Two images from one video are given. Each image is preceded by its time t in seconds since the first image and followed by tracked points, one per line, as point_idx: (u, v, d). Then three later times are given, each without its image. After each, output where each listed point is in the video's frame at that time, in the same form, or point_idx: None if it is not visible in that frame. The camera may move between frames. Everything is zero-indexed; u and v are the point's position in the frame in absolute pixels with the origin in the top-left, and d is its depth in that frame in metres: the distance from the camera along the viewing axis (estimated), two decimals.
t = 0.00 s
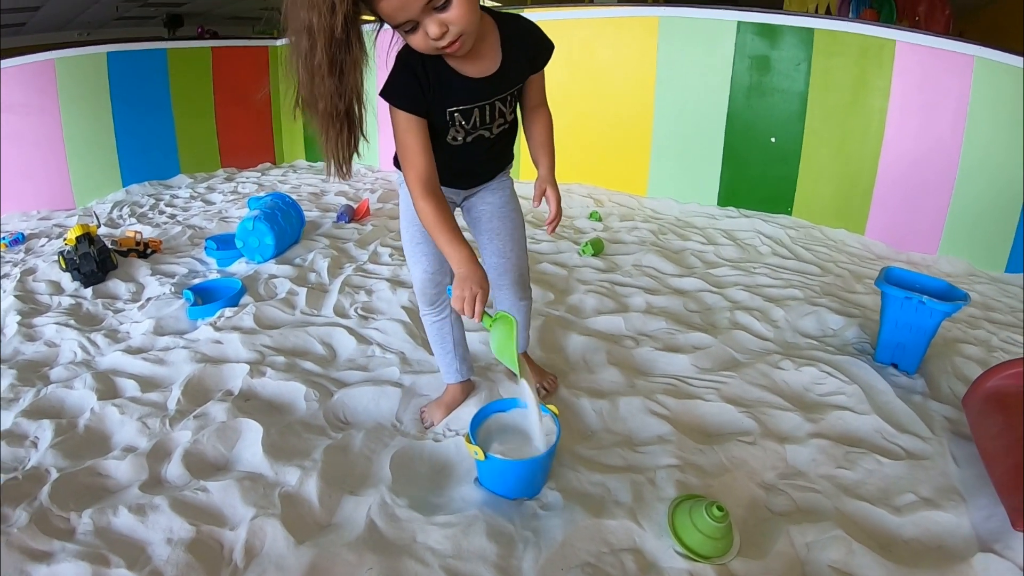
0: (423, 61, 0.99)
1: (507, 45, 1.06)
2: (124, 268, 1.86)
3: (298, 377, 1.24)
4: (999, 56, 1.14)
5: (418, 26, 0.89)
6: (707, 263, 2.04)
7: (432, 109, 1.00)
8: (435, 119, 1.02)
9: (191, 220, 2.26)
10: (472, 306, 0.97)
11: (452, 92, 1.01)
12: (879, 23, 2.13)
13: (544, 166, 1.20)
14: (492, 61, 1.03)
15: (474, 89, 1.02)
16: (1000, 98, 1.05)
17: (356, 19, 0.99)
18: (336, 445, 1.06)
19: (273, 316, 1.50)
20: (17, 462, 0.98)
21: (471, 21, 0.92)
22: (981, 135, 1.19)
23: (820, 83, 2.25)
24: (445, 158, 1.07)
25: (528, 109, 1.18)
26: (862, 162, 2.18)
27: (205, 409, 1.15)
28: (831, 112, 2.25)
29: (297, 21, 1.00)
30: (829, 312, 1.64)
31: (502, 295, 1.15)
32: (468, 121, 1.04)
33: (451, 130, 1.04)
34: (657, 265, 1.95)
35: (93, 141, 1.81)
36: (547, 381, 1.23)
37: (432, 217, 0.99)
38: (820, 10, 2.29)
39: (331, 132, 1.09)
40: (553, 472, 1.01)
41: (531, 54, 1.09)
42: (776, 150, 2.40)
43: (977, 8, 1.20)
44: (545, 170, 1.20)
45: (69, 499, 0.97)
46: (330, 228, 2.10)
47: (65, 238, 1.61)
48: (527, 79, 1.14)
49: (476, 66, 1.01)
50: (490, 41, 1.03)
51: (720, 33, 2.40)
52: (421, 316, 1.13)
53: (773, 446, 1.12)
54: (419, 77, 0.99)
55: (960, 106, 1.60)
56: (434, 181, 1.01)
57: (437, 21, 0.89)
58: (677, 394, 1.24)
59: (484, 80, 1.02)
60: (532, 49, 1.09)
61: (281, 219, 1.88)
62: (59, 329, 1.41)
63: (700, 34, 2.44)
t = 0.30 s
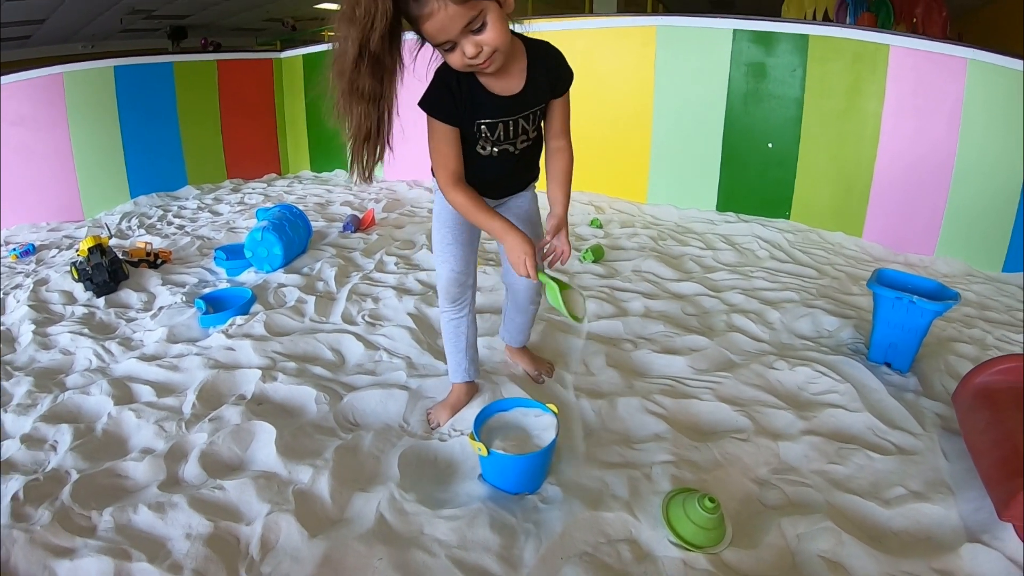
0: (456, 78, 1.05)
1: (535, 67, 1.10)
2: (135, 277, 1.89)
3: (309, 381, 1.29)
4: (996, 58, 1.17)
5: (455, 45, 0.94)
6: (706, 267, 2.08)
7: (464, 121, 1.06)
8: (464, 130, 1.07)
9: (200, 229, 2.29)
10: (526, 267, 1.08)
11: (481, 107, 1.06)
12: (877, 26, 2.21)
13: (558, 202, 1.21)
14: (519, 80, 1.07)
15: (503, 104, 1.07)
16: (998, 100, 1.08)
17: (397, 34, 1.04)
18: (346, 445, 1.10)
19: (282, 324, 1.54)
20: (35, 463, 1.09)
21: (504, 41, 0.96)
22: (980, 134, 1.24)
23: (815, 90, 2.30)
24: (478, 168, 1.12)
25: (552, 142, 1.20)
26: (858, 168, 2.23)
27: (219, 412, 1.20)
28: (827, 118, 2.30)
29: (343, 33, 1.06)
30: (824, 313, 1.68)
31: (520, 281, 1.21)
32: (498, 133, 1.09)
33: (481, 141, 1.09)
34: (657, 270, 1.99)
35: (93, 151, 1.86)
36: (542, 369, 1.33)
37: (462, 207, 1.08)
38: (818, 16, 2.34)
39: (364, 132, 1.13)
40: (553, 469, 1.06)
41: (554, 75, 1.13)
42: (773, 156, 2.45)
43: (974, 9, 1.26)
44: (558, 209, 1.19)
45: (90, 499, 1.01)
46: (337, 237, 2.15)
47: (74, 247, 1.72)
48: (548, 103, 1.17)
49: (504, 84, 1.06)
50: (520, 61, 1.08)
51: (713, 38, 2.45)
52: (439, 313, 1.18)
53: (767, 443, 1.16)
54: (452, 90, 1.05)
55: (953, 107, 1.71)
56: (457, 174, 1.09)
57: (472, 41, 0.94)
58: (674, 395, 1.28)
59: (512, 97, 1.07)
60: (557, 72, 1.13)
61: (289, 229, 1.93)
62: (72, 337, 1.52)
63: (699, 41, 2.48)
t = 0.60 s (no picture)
0: (489, 96, 1.14)
1: (564, 95, 1.15)
2: (140, 283, 1.90)
3: (313, 384, 1.31)
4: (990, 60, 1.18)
5: (481, 55, 1.03)
6: (705, 270, 2.09)
7: (489, 135, 1.15)
8: (490, 144, 1.17)
9: (203, 236, 2.32)
10: (554, 256, 1.16)
11: (506, 127, 1.15)
12: (876, 29, 2.13)
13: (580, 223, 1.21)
14: (547, 104, 1.14)
15: (526, 127, 1.14)
16: (991, 102, 1.10)
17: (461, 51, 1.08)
18: (350, 446, 1.12)
19: (286, 328, 1.57)
20: (43, 464, 1.11)
21: (528, 60, 1.05)
22: (972, 135, 1.28)
23: (813, 93, 2.32)
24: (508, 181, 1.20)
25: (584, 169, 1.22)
26: (854, 172, 2.14)
27: (224, 414, 1.22)
28: (824, 121, 2.30)
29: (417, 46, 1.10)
30: (822, 315, 1.69)
31: (537, 283, 1.25)
32: (521, 152, 1.17)
33: (506, 157, 1.18)
34: (656, 273, 2.01)
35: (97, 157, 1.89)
36: (543, 373, 1.35)
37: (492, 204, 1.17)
38: (818, 19, 2.33)
39: (438, 129, 1.15)
40: (553, 467, 1.08)
41: (584, 100, 1.16)
42: (771, 159, 2.48)
43: (970, 12, 1.30)
44: (577, 235, 1.18)
45: (98, 499, 1.03)
46: (340, 243, 2.17)
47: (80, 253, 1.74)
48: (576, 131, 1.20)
49: (532, 107, 1.14)
50: (551, 85, 1.14)
51: (714, 44, 2.49)
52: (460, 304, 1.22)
53: (763, 442, 1.18)
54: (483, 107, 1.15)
55: (948, 110, 1.57)
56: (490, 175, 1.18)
57: (497, 54, 1.02)
58: (672, 395, 1.30)
59: (536, 122, 1.14)
60: (587, 100, 1.17)
61: (293, 236, 1.95)
62: (80, 343, 1.54)
63: (699, 44, 2.51)
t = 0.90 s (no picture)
0: (493, 106, 1.28)
1: (559, 117, 1.23)
2: (139, 281, 1.90)
3: (312, 380, 1.31)
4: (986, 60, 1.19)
5: (485, 54, 1.14)
6: (702, 269, 2.10)
7: (487, 140, 1.30)
8: (492, 151, 1.32)
9: (202, 234, 2.32)
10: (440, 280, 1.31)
11: (505, 141, 1.28)
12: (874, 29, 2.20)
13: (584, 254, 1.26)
14: (541, 121, 1.24)
15: (521, 140, 1.27)
16: (987, 101, 1.11)
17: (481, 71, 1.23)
18: (348, 441, 1.13)
19: (285, 325, 1.57)
20: (42, 459, 1.11)
21: (526, 68, 1.14)
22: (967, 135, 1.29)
23: (811, 94, 2.33)
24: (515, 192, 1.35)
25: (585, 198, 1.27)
26: (851, 172, 2.17)
27: (223, 410, 1.22)
28: (821, 122, 2.32)
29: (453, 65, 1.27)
30: (818, 313, 1.70)
31: (538, 286, 1.30)
32: (515, 165, 1.30)
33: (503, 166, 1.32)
34: (654, 272, 2.02)
35: (96, 156, 1.89)
36: (540, 370, 1.35)
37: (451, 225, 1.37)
38: (816, 20, 2.40)
39: (457, 133, 1.32)
40: (549, 462, 1.08)
41: (579, 124, 1.23)
42: (768, 160, 2.48)
43: (966, 13, 1.31)
44: (584, 262, 1.24)
45: (97, 493, 1.03)
46: (338, 241, 2.17)
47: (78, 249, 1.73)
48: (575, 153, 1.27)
49: (527, 126, 1.25)
50: (548, 106, 1.23)
51: (713, 44, 2.49)
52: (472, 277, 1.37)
53: (759, 439, 1.18)
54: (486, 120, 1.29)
55: (944, 111, 1.57)
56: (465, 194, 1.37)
57: (498, 53, 1.13)
58: (668, 392, 1.31)
59: (530, 136, 1.26)
60: (581, 128, 1.23)
61: (292, 234, 1.96)
62: (78, 339, 1.54)
63: (697, 44, 2.52)
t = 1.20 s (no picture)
0: (486, 171, 1.28)
1: (549, 185, 1.25)
2: (139, 275, 1.90)
3: (312, 375, 1.31)
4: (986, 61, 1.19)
5: (479, 124, 1.16)
6: (701, 267, 2.10)
7: (476, 203, 1.30)
8: (481, 212, 1.33)
9: (202, 229, 2.32)
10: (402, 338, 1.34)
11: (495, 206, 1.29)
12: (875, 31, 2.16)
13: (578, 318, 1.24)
14: (527, 194, 1.26)
15: (510, 206, 1.28)
16: (987, 102, 1.11)
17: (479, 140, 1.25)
18: (348, 435, 1.13)
19: (285, 320, 1.57)
20: (42, 452, 1.12)
21: (514, 145, 1.16)
22: (967, 134, 1.29)
23: (811, 93, 2.33)
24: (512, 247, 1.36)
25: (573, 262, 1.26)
26: (849, 173, 2.17)
27: (223, 404, 1.22)
28: (820, 122, 2.32)
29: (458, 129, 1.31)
30: (817, 312, 1.71)
31: (524, 290, 1.31)
32: (507, 227, 1.31)
33: (494, 227, 1.33)
34: (653, 269, 2.02)
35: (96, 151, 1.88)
36: (539, 367, 1.36)
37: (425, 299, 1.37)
38: (816, 20, 2.42)
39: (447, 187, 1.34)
40: (549, 457, 1.09)
41: (566, 196, 1.24)
42: (768, 159, 2.48)
43: (967, 14, 1.31)
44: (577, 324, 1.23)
45: (97, 486, 1.03)
46: (338, 237, 2.18)
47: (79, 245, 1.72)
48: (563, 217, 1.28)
49: (516, 195, 1.26)
50: (535, 182, 1.25)
51: (713, 44, 2.50)
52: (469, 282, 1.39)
53: (757, 435, 1.19)
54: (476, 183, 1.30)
55: (943, 111, 1.58)
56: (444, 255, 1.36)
57: (490, 126, 1.15)
58: (667, 388, 1.31)
59: (518, 203, 1.27)
60: (568, 193, 1.24)
61: (292, 229, 1.96)
62: (78, 334, 1.54)
63: (697, 42, 2.51)
